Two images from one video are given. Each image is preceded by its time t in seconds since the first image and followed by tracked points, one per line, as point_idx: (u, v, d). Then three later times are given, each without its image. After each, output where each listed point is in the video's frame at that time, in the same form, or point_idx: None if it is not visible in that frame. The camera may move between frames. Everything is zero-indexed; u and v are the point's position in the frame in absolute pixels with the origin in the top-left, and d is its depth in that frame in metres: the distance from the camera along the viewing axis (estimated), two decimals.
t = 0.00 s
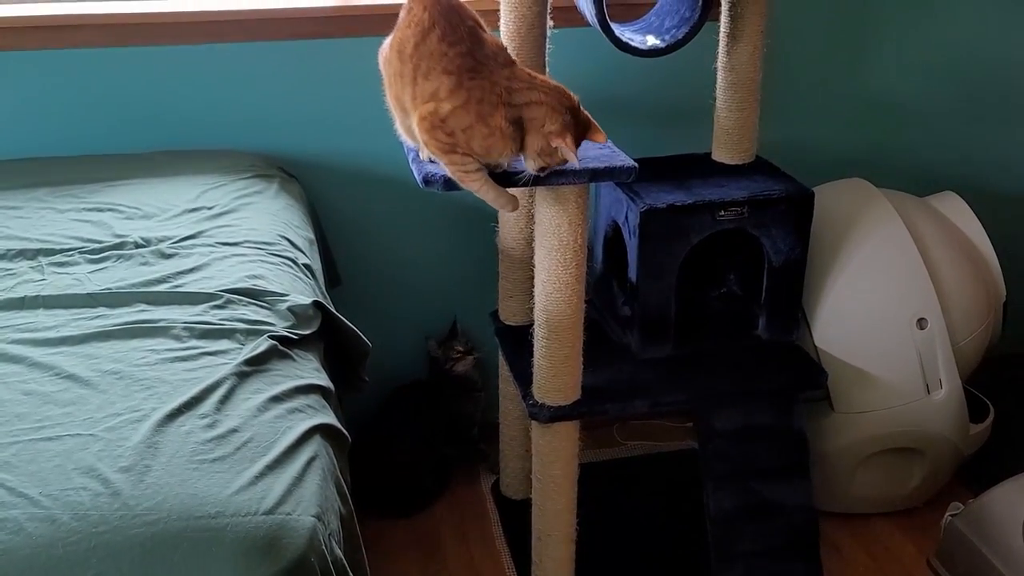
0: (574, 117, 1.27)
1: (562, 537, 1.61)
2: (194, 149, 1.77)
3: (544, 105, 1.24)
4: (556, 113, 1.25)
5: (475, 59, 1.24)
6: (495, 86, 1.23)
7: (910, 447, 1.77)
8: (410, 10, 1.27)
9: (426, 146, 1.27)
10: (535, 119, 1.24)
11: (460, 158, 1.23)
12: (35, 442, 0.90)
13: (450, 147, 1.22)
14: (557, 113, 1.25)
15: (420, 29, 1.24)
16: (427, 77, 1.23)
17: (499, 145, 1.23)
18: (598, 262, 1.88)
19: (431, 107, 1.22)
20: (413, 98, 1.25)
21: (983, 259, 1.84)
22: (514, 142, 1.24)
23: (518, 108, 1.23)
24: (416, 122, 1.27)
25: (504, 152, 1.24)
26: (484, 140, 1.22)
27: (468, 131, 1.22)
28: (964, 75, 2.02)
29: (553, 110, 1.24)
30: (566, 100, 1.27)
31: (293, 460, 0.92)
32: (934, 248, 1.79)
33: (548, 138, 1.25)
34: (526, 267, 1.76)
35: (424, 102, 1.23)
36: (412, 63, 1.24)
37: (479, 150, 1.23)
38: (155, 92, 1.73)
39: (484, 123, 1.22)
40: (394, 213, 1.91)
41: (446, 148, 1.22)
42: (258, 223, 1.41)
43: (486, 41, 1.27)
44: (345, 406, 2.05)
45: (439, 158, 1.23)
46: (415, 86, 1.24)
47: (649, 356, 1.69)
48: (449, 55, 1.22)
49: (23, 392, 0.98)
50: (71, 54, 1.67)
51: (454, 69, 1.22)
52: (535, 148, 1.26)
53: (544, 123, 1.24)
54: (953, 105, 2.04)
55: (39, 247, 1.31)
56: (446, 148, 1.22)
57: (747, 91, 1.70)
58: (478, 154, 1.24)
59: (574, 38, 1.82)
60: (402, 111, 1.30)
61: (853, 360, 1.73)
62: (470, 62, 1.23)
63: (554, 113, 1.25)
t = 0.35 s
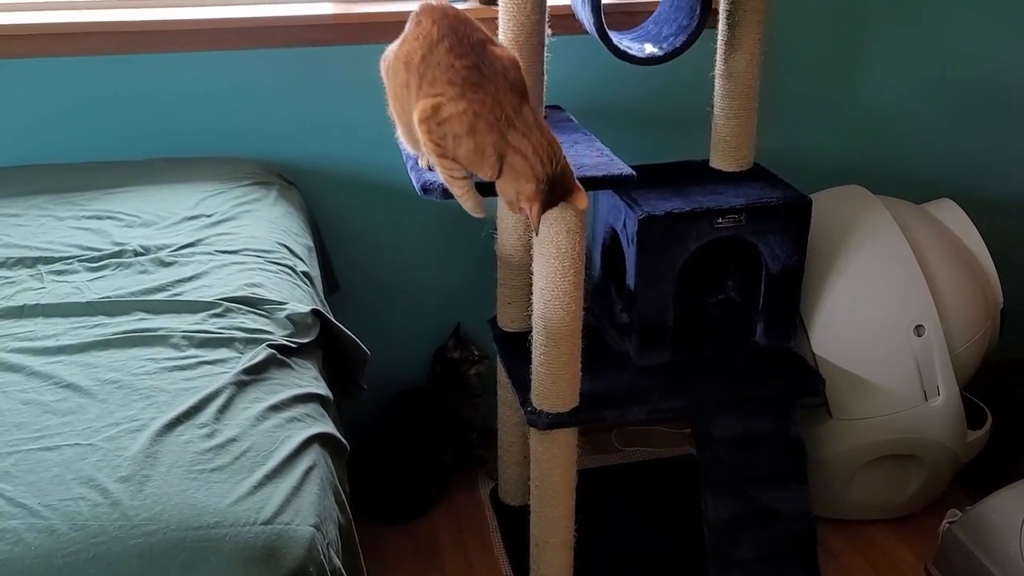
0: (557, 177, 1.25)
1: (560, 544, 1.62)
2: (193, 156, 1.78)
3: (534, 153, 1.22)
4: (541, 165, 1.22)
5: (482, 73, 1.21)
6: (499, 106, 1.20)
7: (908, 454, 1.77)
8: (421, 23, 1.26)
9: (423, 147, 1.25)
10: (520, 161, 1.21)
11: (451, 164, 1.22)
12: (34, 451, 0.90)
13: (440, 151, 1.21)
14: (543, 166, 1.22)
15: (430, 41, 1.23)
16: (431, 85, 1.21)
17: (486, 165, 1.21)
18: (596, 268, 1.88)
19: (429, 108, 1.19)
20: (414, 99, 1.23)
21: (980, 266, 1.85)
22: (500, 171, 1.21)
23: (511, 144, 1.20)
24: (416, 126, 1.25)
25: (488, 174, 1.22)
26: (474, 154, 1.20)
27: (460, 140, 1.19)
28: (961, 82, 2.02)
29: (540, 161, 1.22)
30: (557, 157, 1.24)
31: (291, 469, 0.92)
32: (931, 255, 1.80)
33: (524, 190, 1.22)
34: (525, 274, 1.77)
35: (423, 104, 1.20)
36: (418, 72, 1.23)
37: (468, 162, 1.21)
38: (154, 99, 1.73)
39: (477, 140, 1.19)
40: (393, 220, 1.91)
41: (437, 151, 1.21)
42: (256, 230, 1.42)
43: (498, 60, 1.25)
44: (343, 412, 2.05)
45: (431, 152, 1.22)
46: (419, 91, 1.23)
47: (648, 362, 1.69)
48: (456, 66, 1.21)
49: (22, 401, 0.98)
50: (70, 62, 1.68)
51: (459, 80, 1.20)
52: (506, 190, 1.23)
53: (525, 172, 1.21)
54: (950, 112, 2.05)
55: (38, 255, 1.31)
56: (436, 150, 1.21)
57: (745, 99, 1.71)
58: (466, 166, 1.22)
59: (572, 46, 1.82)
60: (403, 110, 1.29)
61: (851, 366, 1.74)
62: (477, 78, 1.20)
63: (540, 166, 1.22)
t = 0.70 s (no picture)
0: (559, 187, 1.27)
1: (561, 545, 1.62)
2: (195, 157, 1.78)
3: (542, 164, 1.24)
4: (546, 177, 1.24)
5: (504, 75, 1.23)
6: (521, 107, 1.23)
7: (909, 455, 1.77)
8: (435, 20, 1.22)
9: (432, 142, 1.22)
10: (526, 169, 1.23)
11: (457, 155, 1.20)
12: (37, 450, 0.90)
13: (453, 145, 1.19)
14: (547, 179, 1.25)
15: (452, 40, 1.20)
16: (455, 82, 1.19)
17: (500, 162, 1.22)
18: (597, 270, 1.88)
19: (451, 104, 1.18)
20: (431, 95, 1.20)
21: (980, 268, 1.85)
22: (503, 172, 1.23)
23: (524, 149, 1.23)
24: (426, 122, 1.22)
25: (491, 173, 1.23)
26: (487, 154, 1.20)
27: (478, 138, 1.19)
28: (962, 84, 2.03)
29: (546, 172, 1.24)
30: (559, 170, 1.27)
31: (294, 469, 0.92)
32: (931, 257, 1.80)
33: (519, 196, 1.23)
34: (525, 275, 1.77)
35: (444, 99, 1.18)
36: (438, 69, 1.20)
37: (477, 159, 1.21)
38: (156, 101, 1.73)
39: (494, 140, 1.20)
40: (394, 222, 1.91)
41: (451, 147, 1.19)
42: (258, 231, 1.42)
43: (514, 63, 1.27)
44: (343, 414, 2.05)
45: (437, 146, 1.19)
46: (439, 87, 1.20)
47: (649, 363, 1.69)
48: (482, 66, 1.20)
49: (25, 400, 0.98)
50: (72, 63, 1.68)
51: (485, 79, 1.20)
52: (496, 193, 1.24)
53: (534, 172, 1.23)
54: (950, 115, 2.05)
55: (40, 255, 1.31)
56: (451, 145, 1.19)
57: (746, 101, 1.71)
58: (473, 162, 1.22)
59: (573, 48, 1.82)
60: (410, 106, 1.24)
61: (851, 368, 1.74)
62: (501, 79, 1.22)
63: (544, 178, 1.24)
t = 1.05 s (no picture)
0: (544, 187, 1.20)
1: (559, 550, 1.62)
2: (192, 162, 1.78)
3: (519, 164, 1.19)
4: (523, 176, 1.18)
5: (492, 78, 1.22)
6: (503, 109, 1.21)
7: (907, 459, 1.77)
8: (430, 23, 1.25)
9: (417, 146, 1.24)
10: (501, 172, 1.19)
11: (431, 158, 1.21)
12: (32, 456, 0.90)
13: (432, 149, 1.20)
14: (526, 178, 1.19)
15: (441, 43, 1.22)
16: (439, 85, 1.21)
17: (476, 164, 1.20)
18: (594, 274, 1.88)
19: (432, 107, 1.19)
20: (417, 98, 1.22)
21: (978, 272, 1.85)
22: (481, 175, 1.21)
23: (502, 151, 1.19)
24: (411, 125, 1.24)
25: (471, 177, 1.22)
26: (466, 157, 1.19)
27: (454, 142, 1.19)
28: (959, 88, 2.03)
29: (523, 172, 1.18)
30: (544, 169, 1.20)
31: (290, 473, 0.92)
32: (929, 260, 1.80)
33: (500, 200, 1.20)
34: (523, 279, 1.77)
35: (426, 102, 1.20)
36: (427, 72, 1.22)
37: (457, 164, 1.21)
38: (153, 105, 1.73)
39: (471, 142, 1.18)
40: (392, 226, 1.91)
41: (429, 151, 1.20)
42: (255, 235, 1.42)
43: (507, 66, 1.26)
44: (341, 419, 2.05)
45: (415, 149, 1.20)
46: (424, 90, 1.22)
47: (647, 367, 1.69)
48: (468, 70, 1.21)
49: (20, 406, 0.98)
50: (70, 67, 1.68)
51: (469, 82, 1.20)
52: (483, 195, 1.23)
53: (515, 172, 1.18)
54: (947, 118, 2.05)
55: (36, 260, 1.31)
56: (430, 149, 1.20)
57: (743, 104, 1.71)
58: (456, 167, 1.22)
59: (571, 52, 1.83)
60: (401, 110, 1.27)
61: (849, 371, 1.74)
62: (486, 81, 1.21)
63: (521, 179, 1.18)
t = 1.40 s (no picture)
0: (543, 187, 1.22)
1: (559, 552, 1.62)
2: (192, 165, 1.78)
3: (519, 168, 1.19)
4: (524, 180, 1.19)
5: (494, 79, 1.22)
6: (505, 110, 1.20)
7: (907, 461, 1.77)
8: (433, 25, 1.25)
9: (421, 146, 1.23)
10: (505, 174, 1.20)
11: (437, 156, 1.19)
12: (33, 459, 0.90)
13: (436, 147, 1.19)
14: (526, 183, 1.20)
15: (445, 43, 1.22)
16: (443, 83, 1.20)
17: (479, 165, 1.20)
18: (593, 276, 1.89)
19: (436, 105, 1.18)
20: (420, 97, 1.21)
21: (977, 273, 1.85)
22: (484, 176, 1.21)
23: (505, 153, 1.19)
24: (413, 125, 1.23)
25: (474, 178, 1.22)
26: (469, 156, 1.19)
27: (458, 141, 1.18)
28: (958, 90, 2.03)
29: (523, 176, 1.20)
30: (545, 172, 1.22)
31: (291, 476, 0.92)
32: (928, 263, 1.80)
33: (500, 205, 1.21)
34: (523, 281, 1.77)
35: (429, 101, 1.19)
36: (431, 71, 1.22)
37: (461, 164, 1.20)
38: (153, 108, 1.73)
39: (475, 142, 1.18)
40: (392, 228, 1.92)
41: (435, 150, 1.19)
42: (255, 238, 1.42)
43: (509, 68, 1.26)
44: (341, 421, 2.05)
45: (420, 147, 1.19)
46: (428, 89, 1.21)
47: (646, 369, 1.69)
48: (470, 69, 1.21)
49: (21, 409, 0.98)
50: (70, 71, 1.68)
51: (471, 82, 1.20)
52: (483, 200, 1.24)
53: (516, 175, 1.19)
54: (946, 120, 2.06)
55: (36, 263, 1.31)
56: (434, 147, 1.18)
57: (742, 107, 1.72)
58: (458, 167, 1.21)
59: (570, 54, 1.83)
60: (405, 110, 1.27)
61: (849, 373, 1.74)
62: (488, 80, 1.21)
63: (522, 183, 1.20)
